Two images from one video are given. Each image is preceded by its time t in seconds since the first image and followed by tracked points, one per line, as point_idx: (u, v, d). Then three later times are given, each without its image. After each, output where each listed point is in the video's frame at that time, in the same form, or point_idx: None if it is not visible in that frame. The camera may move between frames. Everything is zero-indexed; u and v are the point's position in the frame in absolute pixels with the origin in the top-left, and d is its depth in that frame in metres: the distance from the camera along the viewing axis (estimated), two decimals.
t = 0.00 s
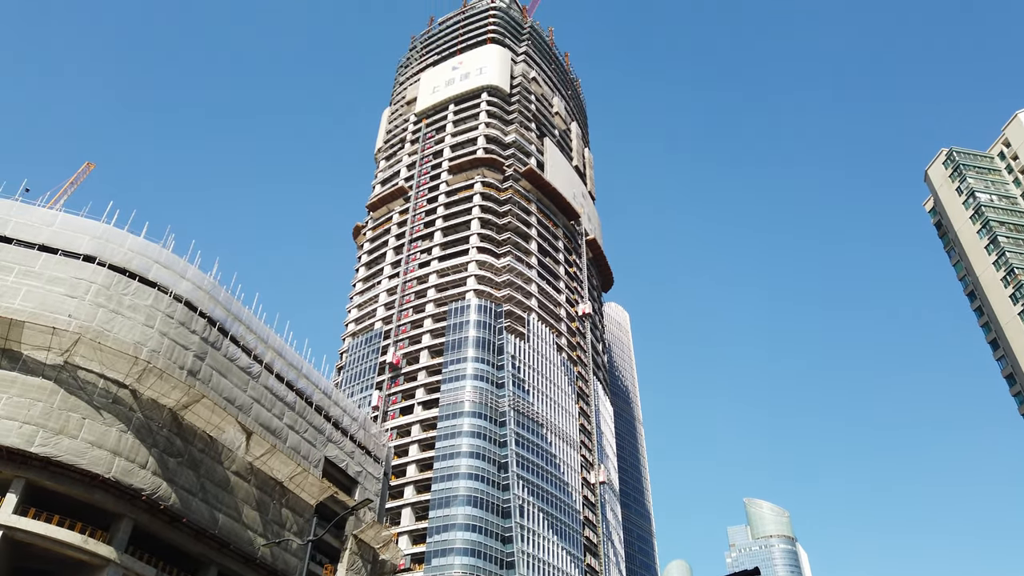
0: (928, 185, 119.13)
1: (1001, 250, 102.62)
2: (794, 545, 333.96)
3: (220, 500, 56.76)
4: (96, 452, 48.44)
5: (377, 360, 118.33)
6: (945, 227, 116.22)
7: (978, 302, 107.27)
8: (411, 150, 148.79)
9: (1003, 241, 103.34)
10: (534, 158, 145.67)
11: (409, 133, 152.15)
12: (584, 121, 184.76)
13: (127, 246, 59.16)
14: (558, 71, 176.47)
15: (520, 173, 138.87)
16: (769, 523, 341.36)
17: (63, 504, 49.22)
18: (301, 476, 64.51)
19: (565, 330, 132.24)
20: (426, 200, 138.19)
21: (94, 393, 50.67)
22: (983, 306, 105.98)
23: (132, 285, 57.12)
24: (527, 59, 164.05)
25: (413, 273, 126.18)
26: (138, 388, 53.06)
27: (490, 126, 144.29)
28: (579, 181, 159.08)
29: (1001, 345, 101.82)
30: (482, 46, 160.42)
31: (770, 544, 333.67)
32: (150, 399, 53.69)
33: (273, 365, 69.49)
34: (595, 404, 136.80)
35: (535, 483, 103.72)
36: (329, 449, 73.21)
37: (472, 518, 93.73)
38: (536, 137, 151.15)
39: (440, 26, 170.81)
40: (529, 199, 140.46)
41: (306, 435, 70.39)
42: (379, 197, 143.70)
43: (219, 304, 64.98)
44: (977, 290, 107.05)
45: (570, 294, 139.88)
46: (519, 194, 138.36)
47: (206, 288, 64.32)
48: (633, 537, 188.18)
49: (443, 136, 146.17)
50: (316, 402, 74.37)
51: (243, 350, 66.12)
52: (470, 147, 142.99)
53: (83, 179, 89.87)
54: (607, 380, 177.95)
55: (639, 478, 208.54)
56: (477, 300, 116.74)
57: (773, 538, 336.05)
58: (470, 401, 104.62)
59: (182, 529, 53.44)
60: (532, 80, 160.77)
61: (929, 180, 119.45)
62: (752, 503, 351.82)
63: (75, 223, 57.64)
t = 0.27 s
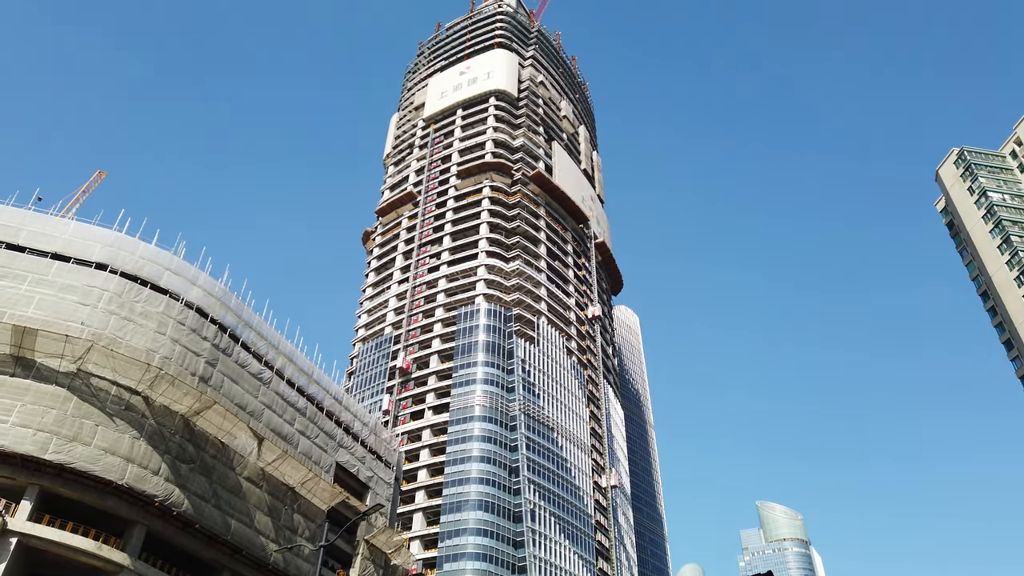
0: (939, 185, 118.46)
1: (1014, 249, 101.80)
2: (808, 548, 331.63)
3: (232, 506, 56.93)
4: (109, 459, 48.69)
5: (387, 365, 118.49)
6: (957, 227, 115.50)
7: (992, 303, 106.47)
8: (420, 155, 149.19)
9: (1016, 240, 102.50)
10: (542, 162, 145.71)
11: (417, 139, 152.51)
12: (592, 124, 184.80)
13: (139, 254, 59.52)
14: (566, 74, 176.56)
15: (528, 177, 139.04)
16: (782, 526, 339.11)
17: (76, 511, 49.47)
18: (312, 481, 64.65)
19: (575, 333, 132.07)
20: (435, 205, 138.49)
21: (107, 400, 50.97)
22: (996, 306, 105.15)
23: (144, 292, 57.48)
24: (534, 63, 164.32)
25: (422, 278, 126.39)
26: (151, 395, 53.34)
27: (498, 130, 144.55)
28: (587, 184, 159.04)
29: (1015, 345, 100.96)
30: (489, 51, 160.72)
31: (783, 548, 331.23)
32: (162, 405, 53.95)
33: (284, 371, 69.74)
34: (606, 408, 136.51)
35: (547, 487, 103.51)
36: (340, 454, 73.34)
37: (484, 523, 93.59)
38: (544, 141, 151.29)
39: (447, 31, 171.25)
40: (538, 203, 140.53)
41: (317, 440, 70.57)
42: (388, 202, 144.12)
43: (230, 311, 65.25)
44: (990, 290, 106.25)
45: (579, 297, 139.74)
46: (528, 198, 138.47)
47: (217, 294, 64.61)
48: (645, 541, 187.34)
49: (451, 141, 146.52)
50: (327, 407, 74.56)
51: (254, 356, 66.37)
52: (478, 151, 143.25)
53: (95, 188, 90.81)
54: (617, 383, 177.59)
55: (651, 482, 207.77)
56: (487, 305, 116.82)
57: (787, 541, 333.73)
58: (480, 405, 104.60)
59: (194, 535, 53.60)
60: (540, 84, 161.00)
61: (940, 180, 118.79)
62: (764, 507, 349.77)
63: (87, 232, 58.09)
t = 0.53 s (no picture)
0: (952, 183, 117.53)
1: None
2: (823, 551, 328.94)
3: (246, 511, 57.16)
4: (124, 465, 49.01)
5: (399, 370, 118.68)
6: (971, 226, 114.55)
7: (1007, 302, 105.44)
8: (429, 159, 149.59)
9: None
10: (551, 165, 145.76)
11: (426, 144, 152.90)
12: (601, 127, 184.72)
13: (151, 261, 59.95)
14: (574, 77, 176.56)
15: (538, 181, 139.14)
16: (797, 529, 336.93)
17: (92, 518, 49.79)
18: (325, 486, 64.79)
19: (586, 336, 131.84)
20: (445, 209, 138.77)
21: (121, 407, 51.32)
22: (1012, 306, 104.10)
23: (157, 299, 57.89)
24: (543, 67, 164.49)
25: (433, 283, 126.58)
26: (164, 401, 53.67)
27: (507, 134, 144.74)
28: (597, 187, 158.91)
29: None
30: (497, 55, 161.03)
31: (799, 550, 329.04)
32: (176, 412, 54.26)
33: (296, 376, 69.98)
34: (618, 411, 136.15)
35: (559, 490, 103.31)
36: (353, 459, 73.50)
37: (497, 527, 93.49)
38: (553, 144, 151.34)
39: (456, 36, 171.74)
40: (548, 206, 140.55)
41: (330, 445, 70.76)
42: (398, 207, 144.53)
43: (242, 317, 65.57)
44: (1005, 289, 105.23)
45: (590, 300, 139.54)
46: (537, 201, 138.53)
47: (229, 301, 64.94)
48: (659, 545, 186.59)
49: (461, 145, 146.82)
50: (339, 412, 74.74)
51: (266, 362, 66.66)
52: (488, 155, 143.46)
53: (108, 196, 91.78)
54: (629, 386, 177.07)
55: (664, 485, 206.99)
56: (498, 308, 116.85)
57: (802, 544, 331.52)
58: (492, 409, 104.58)
59: (208, 540, 53.85)
60: (548, 87, 161.09)
61: (953, 179, 117.82)
62: (779, 509, 347.89)
63: (101, 240, 58.58)
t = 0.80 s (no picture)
0: (966, 181, 116.54)
1: None
2: (840, 553, 326.66)
3: (260, 516, 57.37)
4: (139, 471, 49.32)
5: (411, 374, 118.82)
6: (985, 224, 113.61)
7: None
8: (439, 164, 149.95)
9: None
10: (561, 168, 145.72)
11: (436, 148, 153.26)
12: (610, 129, 184.54)
13: (165, 268, 60.35)
14: (583, 80, 176.47)
15: (547, 184, 139.19)
16: (813, 531, 334.28)
17: (108, 524, 50.08)
18: (339, 491, 64.91)
19: (597, 338, 131.57)
20: (455, 213, 139.00)
21: (136, 413, 51.65)
22: None
23: (170, 306, 58.28)
24: (551, 70, 164.60)
25: (444, 287, 126.74)
26: (179, 408, 53.99)
27: (517, 138, 144.88)
28: (607, 189, 158.66)
29: None
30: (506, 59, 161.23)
31: (815, 553, 326.56)
32: (190, 418, 54.56)
33: (309, 381, 70.22)
34: (631, 413, 135.73)
35: (573, 493, 103.06)
36: (366, 464, 73.64)
37: (510, 531, 93.35)
38: (562, 147, 151.34)
39: (464, 41, 172.16)
40: (558, 209, 140.54)
41: (343, 450, 70.93)
42: (408, 212, 144.91)
43: (255, 323, 65.90)
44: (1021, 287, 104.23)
45: (601, 303, 139.29)
46: (547, 204, 138.53)
47: (242, 307, 65.26)
48: (674, 548, 185.70)
49: (470, 149, 147.06)
50: (352, 417, 74.91)
51: (279, 368, 66.91)
52: (497, 159, 143.59)
53: (121, 205, 92.64)
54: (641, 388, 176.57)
55: (678, 488, 206.01)
56: (509, 312, 116.88)
57: (818, 546, 328.93)
58: (504, 413, 104.53)
59: (223, 546, 54.07)
60: (557, 90, 161.16)
61: (966, 176, 116.85)
62: (794, 511, 345.58)
63: (115, 248, 59.07)
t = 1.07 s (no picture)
0: (979, 178, 115.54)
1: None
2: (856, 554, 324.51)
3: (274, 522, 57.56)
4: (154, 478, 49.62)
5: (422, 379, 118.95)
6: (999, 221, 112.66)
7: None
8: (448, 168, 150.26)
9: None
10: (570, 170, 145.67)
11: (445, 152, 153.58)
12: (619, 131, 184.35)
13: (177, 275, 60.74)
14: (591, 82, 176.44)
15: (557, 187, 139.15)
16: (829, 532, 331.89)
17: (123, 530, 50.35)
18: (352, 496, 65.05)
19: (609, 341, 131.30)
20: (465, 217, 139.16)
21: (150, 420, 51.97)
22: None
23: (183, 313, 58.64)
24: (560, 73, 164.62)
25: (455, 290, 126.88)
26: (192, 414, 54.29)
27: (525, 141, 144.97)
28: (616, 191, 158.42)
29: None
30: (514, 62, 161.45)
31: (831, 554, 324.30)
32: (204, 424, 54.83)
33: (321, 386, 70.42)
34: (643, 415, 135.36)
35: (585, 496, 102.79)
36: (378, 468, 73.78)
37: (523, 534, 93.18)
38: (571, 150, 151.31)
39: (472, 45, 172.53)
40: (567, 211, 140.49)
41: (356, 454, 71.09)
42: (418, 216, 145.25)
43: (267, 329, 66.19)
44: None
45: (612, 304, 139.04)
46: (557, 207, 138.47)
47: (254, 313, 65.57)
48: (688, 550, 184.93)
49: (479, 153, 147.25)
50: (364, 421, 75.07)
51: (291, 373, 67.16)
52: (506, 162, 143.66)
53: (134, 212, 93.52)
54: (654, 391, 176.06)
55: (692, 490, 205.16)
56: (520, 315, 116.86)
57: (834, 548, 326.58)
58: (516, 416, 104.45)
59: (238, 551, 54.28)
60: (566, 93, 161.13)
61: (980, 173, 115.86)
62: (809, 512, 343.46)
63: (128, 256, 59.51)
